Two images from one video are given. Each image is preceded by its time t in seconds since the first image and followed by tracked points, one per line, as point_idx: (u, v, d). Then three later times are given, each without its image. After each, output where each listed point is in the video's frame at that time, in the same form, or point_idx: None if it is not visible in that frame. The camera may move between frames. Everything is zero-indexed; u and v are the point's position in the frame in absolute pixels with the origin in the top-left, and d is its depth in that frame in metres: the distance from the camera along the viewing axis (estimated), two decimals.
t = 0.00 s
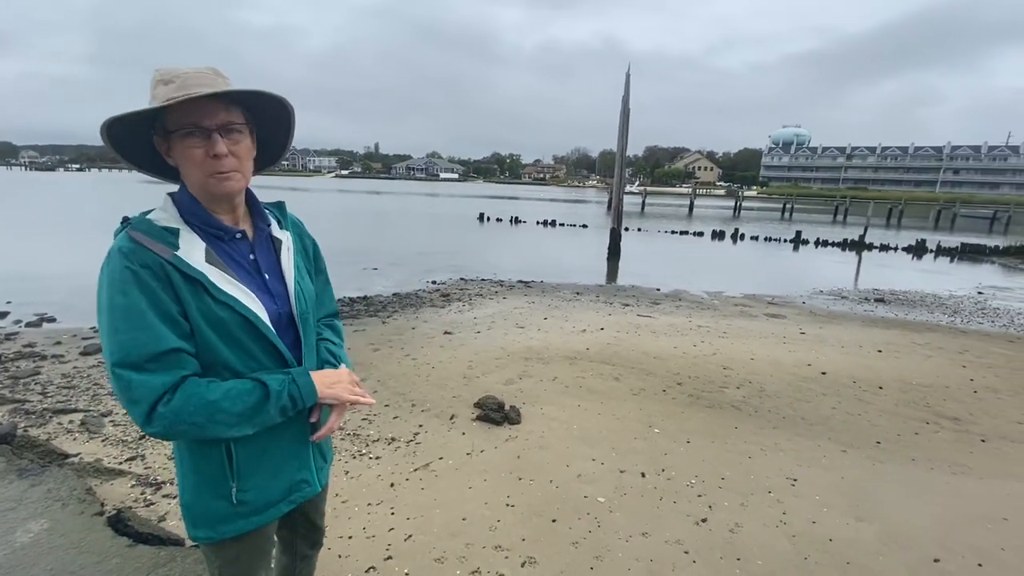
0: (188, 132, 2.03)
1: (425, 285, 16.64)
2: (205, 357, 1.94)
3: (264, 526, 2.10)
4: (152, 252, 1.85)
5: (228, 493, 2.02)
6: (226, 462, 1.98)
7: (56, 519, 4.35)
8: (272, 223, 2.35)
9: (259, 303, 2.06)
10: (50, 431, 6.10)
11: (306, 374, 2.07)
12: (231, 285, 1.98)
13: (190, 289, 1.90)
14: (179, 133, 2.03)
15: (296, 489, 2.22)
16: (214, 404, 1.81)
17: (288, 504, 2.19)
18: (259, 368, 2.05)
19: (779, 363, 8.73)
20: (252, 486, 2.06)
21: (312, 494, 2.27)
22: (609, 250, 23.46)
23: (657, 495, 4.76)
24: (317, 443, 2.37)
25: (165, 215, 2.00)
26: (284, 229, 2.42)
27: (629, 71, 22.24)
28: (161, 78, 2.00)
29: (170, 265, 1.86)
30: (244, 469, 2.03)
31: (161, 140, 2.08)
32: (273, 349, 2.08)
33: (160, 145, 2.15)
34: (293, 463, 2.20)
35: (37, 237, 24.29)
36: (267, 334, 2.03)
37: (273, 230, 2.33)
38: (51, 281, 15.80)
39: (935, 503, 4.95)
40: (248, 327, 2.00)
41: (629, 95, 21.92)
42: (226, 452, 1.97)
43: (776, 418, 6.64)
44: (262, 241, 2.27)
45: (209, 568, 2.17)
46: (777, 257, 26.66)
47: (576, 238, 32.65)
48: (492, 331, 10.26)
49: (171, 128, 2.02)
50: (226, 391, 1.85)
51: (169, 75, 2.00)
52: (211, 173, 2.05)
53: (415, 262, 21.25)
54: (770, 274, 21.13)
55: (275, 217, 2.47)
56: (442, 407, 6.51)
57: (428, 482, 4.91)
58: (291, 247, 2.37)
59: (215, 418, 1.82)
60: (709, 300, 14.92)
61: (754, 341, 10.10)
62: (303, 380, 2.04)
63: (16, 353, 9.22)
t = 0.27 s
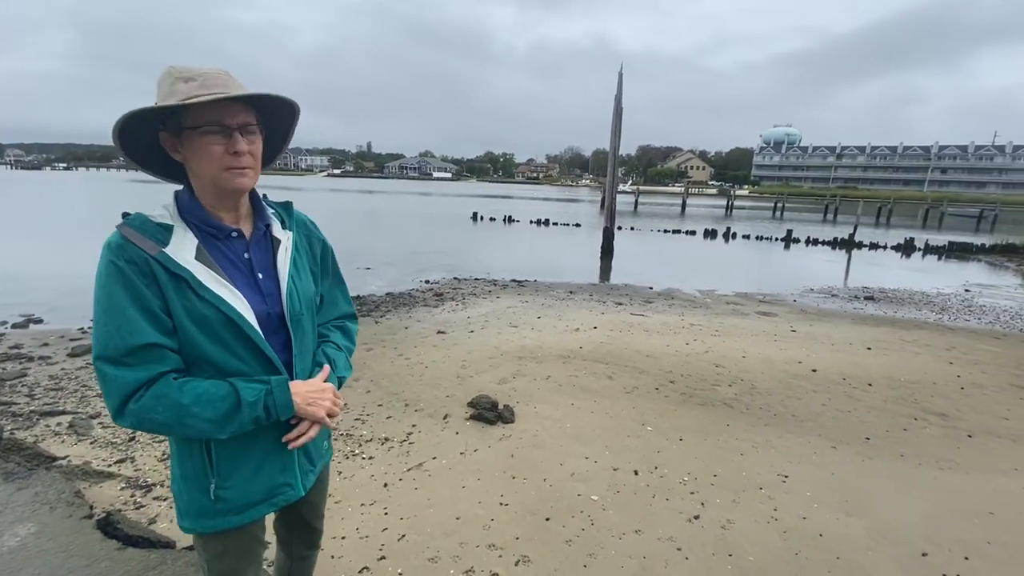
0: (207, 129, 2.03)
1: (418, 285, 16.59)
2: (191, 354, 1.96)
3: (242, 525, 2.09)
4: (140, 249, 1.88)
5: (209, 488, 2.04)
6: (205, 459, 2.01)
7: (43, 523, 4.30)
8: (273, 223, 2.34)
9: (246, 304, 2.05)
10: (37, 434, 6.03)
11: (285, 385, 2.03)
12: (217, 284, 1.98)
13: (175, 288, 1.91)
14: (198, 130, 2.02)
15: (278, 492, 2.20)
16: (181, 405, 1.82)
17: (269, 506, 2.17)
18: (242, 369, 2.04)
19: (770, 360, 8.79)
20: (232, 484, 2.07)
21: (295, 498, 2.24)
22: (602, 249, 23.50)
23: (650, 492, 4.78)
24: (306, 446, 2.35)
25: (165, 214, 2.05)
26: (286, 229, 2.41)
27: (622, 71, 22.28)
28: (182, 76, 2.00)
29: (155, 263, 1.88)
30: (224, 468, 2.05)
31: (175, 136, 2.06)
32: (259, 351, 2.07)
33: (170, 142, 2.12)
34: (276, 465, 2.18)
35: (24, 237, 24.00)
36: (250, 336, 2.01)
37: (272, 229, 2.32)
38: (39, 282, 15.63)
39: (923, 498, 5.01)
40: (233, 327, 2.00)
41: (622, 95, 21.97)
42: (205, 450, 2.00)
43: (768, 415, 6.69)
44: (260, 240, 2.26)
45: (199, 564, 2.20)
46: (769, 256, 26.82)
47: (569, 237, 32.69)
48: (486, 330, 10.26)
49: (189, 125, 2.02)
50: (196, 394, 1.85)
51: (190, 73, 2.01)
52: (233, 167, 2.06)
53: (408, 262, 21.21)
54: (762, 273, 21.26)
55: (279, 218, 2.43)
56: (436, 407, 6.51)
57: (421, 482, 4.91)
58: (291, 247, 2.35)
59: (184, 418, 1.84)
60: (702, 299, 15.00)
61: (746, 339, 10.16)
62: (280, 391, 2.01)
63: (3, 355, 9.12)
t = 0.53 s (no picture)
0: (251, 133, 2.11)
1: (412, 284, 16.59)
2: (203, 347, 1.96)
3: (251, 513, 2.09)
4: (155, 245, 1.88)
5: (219, 476, 2.04)
6: (216, 448, 2.01)
7: (33, 524, 4.27)
8: (279, 220, 2.36)
9: (256, 298, 2.06)
10: (26, 436, 5.99)
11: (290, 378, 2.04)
12: (229, 279, 1.99)
13: (188, 283, 1.92)
14: (245, 133, 2.09)
15: (284, 480, 2.21)
16: (195, 397, 1.82)
17: (276, 493, 2.18)
18: (252, 362, 2.05)
19: (762, 358, 8.85)
20: (241, 471, 2.07)
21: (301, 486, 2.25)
22: (596, 248, 23.52)
23: (643, 490, 4.81)
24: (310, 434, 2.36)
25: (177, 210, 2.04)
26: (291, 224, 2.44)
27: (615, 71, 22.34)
28: (225, 82, 2.03)
29: (170, 258, 1.89)
30: (234, 455, 2.05)
31: (212, 139, 2.06)
32: (269, 344, 2.07)
33: (194, 143, 2.09)
34: (283, 453, 2.19)
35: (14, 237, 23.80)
36: (261, 329, 2.02)
37: (278, 225, 2.34)
38: (28, 282, 15.49)
39: (912, 493, 5.06)
40: (244, 322, 2.00)
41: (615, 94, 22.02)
42: (216, 438, 2.00)
43: (760, 412, 6.73)
44: (269, 237, 2.28)
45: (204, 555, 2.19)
46: (761, 254, 26.96)
47: (563, 236, 32.73)
48: (480, 330, 10.27)
49: (234, 129, 2.07)
50: (209, 385, 1.85)
51: (231, 80, 2.06)
52: (270, 169, 2.20)
53: (402, 261, 21.18)
54: (754, 271, 21.37)
55: (282, 216, 2.43)
56: (430, 406, 6.51)
57: (415, 482, 4.91)
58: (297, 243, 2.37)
59: (198, 410, 1.84)
60: (695, 297, 15.06)
61: (738, 337, 10.22)
62: (287, 384, 2.02)
63: None
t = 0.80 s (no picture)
0: (259, 137, 2.12)
1: (406, 283, 16.57)
2: (218, 340, 1.96)
3: (268, 495, 2.10)
4: (172, 242, 1.88)
5: (235, 462, 2.04)
6: (233, 433, 2.01)
7: (24, 524, 4.24)
8: (280, 218, 2.38)
9: (268, 291, 2.08)
10: (17, 436, 5.95)
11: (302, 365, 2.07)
12: (243, 273, 2.00)
13: (204, 277, 1.92)
14: (252, 138, 2.10)
15: (296, 461, 2.23)
16: (218, 386, 1.83)
17: (289, 475, 2.19)
18: (266, 352, 2.06)
19: (755, 356, 8.88)
20: (256, 454, 2.08)
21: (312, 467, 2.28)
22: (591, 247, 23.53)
23: (637, 487, 4.82)
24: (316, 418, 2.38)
25: (186, 209, 2.02)
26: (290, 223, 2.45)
27: (609, 70, 22.35)
28: (234, 88, 2.06)
29: (188, 253, 1.89)
30: (249, 439, 2.06)
31: (220, 142, 2.06)
32: (281, 334, 2.09)
33: (202, 146, 2.08)
34: (294, 435, 2.21)
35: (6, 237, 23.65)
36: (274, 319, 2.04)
37: (280, 223, 2.35)
38: (20, 281, 15.40)
39: (903, 489, 5.08)
40: (259, 313, 2.02)
41: (610, 94, 22.05)
42: (233, 425, 2.00)
43: (753, 410, 6.76)
44: (271, 234, 2.28)
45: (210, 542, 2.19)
46: (755, 253, 27.05)
47: (558, 236, 32.76)
48: (474, 328, 10.27)
49: (243, 133, 2.07)
50: (230, 373, 1.86)
51: (241, 87, 2.09)
52: (274, 171, 2.22)
53: (397, 260, 21.15)
54: (748, 270, 21.44)
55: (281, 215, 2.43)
56: (424, 405, 6.51)
57: (409, 480, 4.91)
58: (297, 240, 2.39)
59: (219, 399, 1.84)
60: (688, 296, 15.09)
61: (732, 335, 10.25)
62: (301, 370, 2.05)
63: None
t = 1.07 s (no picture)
0: (258, 140, 2.12)
1: (402, 282, 16.55)
2: (221, 334, 1.96)
3: (275, 483, 2.11)
4: (174, 240, 1.88)
5: (242, 451, 2.04)
6: (239, 423, 2.01)
7: (17, 525, 4.22)
8: (274, 216, 2.38)
9: (267, 285, 2.09)
10: (10, 436, 5.92)
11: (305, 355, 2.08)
12: (244, 268, 2.01)
13: (206, 272, 1.92)
14: (252, 141, 2.10)
15: (301, 449, 2.23)
16: (226, 377, 1.83)
17: (295, 462, 2.20)
18: (268, 343, 2.07)
19: (750, 354, 8.91)
20: (263, 442, 2.08)
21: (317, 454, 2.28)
22: (587, 246, 23.54)
23: (632, 485, 4.83)
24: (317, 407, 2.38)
25: (183, 208, 2.01)
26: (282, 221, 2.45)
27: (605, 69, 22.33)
28: (235, 93, 2.06)
29: (191, 250, 1.89)
30: (255, 427, 2.06)
31: (220, 144, 2.05)
32: (282, 325, 2.10)
33: (202, 147, 2.08)
34: (299, 422, 2.22)
35: None
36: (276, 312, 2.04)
37: (273, 220, 2.35)
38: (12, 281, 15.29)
39: (897, 485, 5.11)
40: (261, 306, 2.03)
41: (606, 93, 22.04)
42: (239, 415, 2.00)
43: (748, 408, 6.78)
44: (265, 231, 2.28)
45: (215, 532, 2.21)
46: (751, 252, 27.12)
47: (554, 234, 32.74)
48: (470, 327, 10.27)
49: (243, 137, 2.07)
50: (238, 363, 1.87)
51: (241, 92, 2.09)
52: (271, 174, 2.22)
53: (393, 259, 21.13)
54: (743, 269, 21.48)
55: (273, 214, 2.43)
56: (420, 403, 6.51)
57: (405, 479, 4.91)
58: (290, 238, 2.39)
59: (228, 390, 1.85)
60: (684, 295, 15.11)
61: (727, 334, 10.28)
62: (303, 358, 2.05)
63: None
